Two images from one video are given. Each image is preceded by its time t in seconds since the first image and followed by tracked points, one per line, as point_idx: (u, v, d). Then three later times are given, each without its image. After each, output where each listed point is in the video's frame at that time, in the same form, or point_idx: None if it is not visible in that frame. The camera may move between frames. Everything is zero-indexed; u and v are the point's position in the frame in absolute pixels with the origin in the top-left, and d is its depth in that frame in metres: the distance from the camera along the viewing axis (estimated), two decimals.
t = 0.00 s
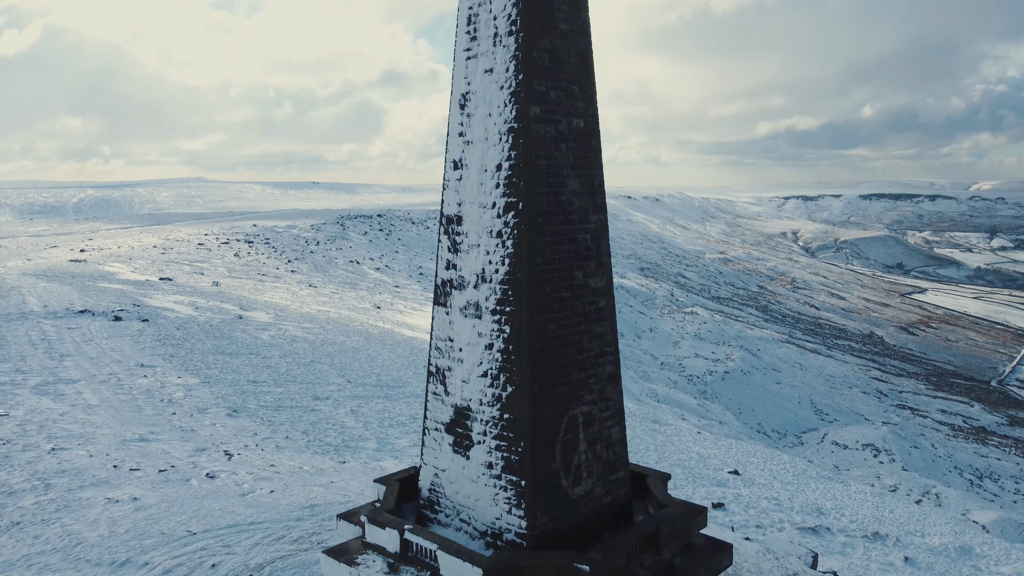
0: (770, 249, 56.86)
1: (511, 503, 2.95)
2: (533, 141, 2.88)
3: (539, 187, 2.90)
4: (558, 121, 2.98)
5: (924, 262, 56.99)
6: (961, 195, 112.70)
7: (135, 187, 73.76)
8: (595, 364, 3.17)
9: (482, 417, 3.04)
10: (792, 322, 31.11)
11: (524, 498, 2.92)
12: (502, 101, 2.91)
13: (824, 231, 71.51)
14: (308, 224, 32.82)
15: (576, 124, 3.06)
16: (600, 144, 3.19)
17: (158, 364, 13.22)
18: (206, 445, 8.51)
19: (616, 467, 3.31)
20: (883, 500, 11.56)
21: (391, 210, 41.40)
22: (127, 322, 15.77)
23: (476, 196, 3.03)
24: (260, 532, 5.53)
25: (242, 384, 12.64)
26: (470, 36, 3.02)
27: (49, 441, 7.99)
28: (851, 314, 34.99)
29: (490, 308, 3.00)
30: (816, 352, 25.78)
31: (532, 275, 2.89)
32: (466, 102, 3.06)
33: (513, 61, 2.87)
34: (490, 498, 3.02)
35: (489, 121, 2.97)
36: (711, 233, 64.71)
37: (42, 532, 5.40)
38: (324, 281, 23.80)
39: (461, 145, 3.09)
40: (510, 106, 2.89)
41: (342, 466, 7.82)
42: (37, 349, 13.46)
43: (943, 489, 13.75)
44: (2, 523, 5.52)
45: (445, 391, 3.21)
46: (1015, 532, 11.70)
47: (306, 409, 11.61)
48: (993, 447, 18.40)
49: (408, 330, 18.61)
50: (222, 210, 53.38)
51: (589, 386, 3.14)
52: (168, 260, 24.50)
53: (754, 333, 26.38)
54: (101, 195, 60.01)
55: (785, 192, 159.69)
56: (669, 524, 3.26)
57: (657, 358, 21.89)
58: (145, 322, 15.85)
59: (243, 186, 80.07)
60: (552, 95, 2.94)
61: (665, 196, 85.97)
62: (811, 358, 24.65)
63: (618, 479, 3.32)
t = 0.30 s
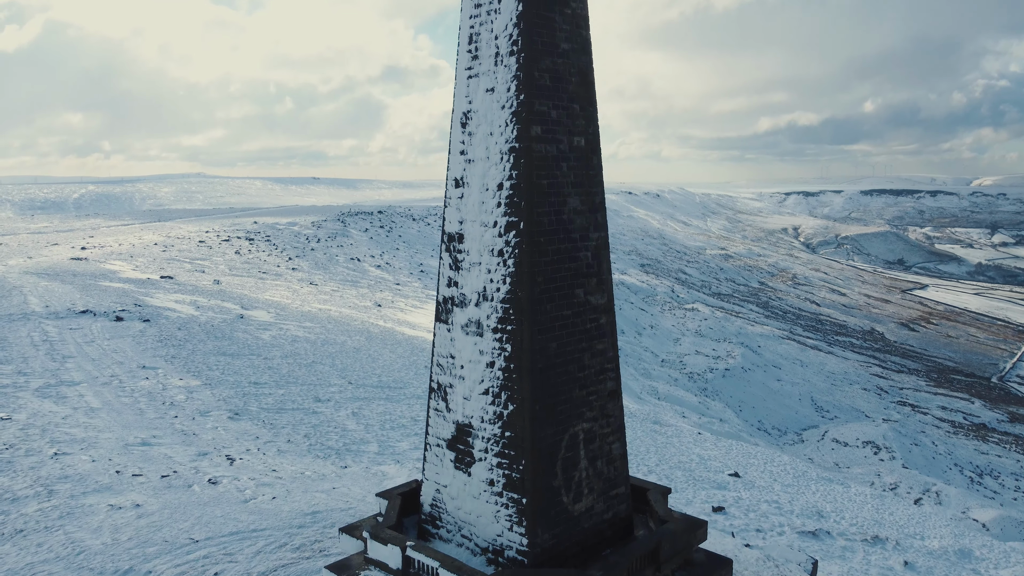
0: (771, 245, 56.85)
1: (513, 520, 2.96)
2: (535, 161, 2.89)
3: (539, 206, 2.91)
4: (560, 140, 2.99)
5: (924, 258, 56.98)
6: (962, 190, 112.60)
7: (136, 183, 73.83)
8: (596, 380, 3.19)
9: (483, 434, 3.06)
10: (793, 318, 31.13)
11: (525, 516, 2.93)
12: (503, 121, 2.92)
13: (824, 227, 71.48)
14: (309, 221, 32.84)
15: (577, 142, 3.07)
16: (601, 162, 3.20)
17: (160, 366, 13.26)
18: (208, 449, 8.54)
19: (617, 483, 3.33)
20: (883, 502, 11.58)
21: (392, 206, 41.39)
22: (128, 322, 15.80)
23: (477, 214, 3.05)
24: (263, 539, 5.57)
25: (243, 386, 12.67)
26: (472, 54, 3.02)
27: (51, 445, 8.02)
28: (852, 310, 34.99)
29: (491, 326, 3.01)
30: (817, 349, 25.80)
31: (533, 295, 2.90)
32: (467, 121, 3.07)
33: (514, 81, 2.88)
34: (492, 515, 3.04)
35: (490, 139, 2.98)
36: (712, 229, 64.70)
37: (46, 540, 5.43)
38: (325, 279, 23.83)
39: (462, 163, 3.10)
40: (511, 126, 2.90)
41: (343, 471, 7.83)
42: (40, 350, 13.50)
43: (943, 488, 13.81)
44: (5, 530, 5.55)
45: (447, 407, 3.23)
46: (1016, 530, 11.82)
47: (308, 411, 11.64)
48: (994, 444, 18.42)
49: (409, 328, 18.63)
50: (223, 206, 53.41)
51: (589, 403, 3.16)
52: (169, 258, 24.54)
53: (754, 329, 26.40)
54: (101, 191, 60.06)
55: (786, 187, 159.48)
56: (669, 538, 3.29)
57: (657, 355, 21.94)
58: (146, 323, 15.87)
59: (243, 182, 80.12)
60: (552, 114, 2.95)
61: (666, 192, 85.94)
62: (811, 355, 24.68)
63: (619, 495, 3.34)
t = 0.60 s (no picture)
0: (771, 240, 56.83)
1: (514, 536, 2.99)
2: (536, 180, 2.90)
3: (540, 225, 2.92)
4: (561, 158, 3.00)
5: (926, 253, 56.92)
6: (964, 185, 112.42)
7: (137, 178, 73.87)
8: (597, 396, 3.21)
9: (485, 450, 3.08)
10: (794, 313, 31.17)
11: (526, 533, 2.95)
12: (505, 139, 2.93)
13: (826, 222, 71.39)
14: (310, 217, 32.84)
15: (578, 160, 3.08)
16: (602, 179, 3.21)
17: (162, 366, 13.30)
18: (210, 453, 8.58)
19: (618, 497, 3.35)
20: (883, 502, 11.60)
21: (393, 202, 41.40)
22: (130, 322, 15.83)
23: (479, 232, 3.06)
24: (265, 546, 5.60)
25: (245, 386, 12.71)
26: (473, 73, 3.03)
27: (54, 449, 8.06)
28: (853, 306, 34.98)
29: (493, 343, 3.03)
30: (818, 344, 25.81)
31: (534, 313, 2.93)
32: (469, 138, 3.08)
33: (515, 100, 2.89)
34: (493, 530, 3.06)
35: (492, 158, 2.99)
36: (713, 224, 64.66)
37: (49, 547, 5.46)
38: (326, 276, 23.86)
39: (464, 181, 3.11)
40: (513, 144, 2.92)
41: (344, 474, 7.85)
42: (42, 350, 13.54)
43: (943, 485, 13.87)
44: (9, 536, 5.58)
45: (449, 423, 3.25)
46: (1015, 527, 12.06)
47: (309, 412, 11.67)
48: (994, 440, 18.44)
49: (410, 326, 18.65)
50: (224, 202, 53.48)
51: (590, 419, 3.18)
52: (170, 255, 24.56)
53: (755, 325, 26.43)
54: (102, 187, 60.08)
55: (787, 182, 159.09)
56: (668, 551, 3.32)
57: (658, 352, 21.99)
58: (148, 323, 15.90)
59: (244, 177, 80.14)
60: (554, 132, 2.97)
61: (667, 187, 85.87)
62: (812, 350, 24.70)
63: (620, 508, 3.36)
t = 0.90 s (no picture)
0: (772, 234, 56.80)
1: (515, 551, 3.01)
2: (537, 198, 2.91)
3: (541, 242, 2.94)
4: (561, 175, 3.01)
5: (927, 247, 56.88)
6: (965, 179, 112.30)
7: (137, 172, 73.83)
8: (597, 410, 3.23)
9: (486, 465, 3.10)
10: (795, 308, 31.19)
11: (527, 548, 2.98)
12: (506, 156, 2.94)
13: (827, 216, 71.29)
14: (311, 212, 32.83)
15: (579, 176, 3.09)
16: (603, 194, 3.22)
17: (163, 366, 13.33)
18: (212, 455, 8.61)
19: (618, 510, 3.37)
20: (883, 502, 11.62)
21: (393, 197, 41.38)
22: (131, 321, 15.86)
23: (480, 248, 3.07)
24: (267, 552, 5.63)
25: (246, 387, 12.74)
26: (475, 89, 3.04)
27: (57, 452, 8.09)
28: (854, 300, 34.99)
29: (494, 359, 3.04)
30: (818, 339, 25.83)
31: (535, 330, 2.94)
32: (470, 155, 3.08)
33: (516, 117, 2.90)
34: (494, 544, 3.09)
35: (493, 175, 3.00)
36: (714, 218, 64.61)
37: (53, 552, 5.49)
38: (327, 271, 23.88)
39: (465, 197, 3.12)
40: (514, 162, 2.92)
41: (346, 478, 7.87)
42: (43, 350, 13.57)
43: (943, 481, 13.96)
44: (14, 542, 5.61)
45: (450, 437, 3.27)
46: (1015, 523, 12.16)
47: (310, 413, 11.70)
48: (994, 435, 18.49)
49: (411, 323, 18.67)
50: (225, 196, 53.47)
51: (591, 433, 3.20)
52: (171, 251, 24.57)
53: (756, 320, 26.45)
54: (102, 181, 60.05)
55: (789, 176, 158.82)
56: (669, 563, 3.35)
57: (659, 347, 22.04)
58: (149, 322, 15.92)
59: (244, 171, 80.11)
60: (554, 150, 2.98)
61: (668, 181, 85.76)
62: (813, 345, 24.73)
63: (620, 522, 3.38)
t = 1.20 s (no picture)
0: (774, 228, 56.76)
1: (516, 565, 3.04)
2: (537, 215, 2.92)
3: (542, 258, 2.95)
4: (562, 192, 3.02)
5: (928, 241, 56.86)
6: (967, 173, 112.22)
7: (138, 166, 73.86)
8: (598, 424, 3.25)
9: (487, 479, 3.13)
10: (796, 302, 31.22)
11: (527, 562, 3.00)
12: (508, 173, 2.95)
13: (828, 210, 71.21)
14: (312, 207, 32.83)
15: (580, 192, 3.10)
16: (604, 209, 3.23)
17: (165, 366, 13.37)
18: (214, 457, 8.64)
19: (619, 522, 3.40)
20: (882, 502, 11.65)
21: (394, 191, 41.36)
22: (133, 319, 15.90)
23: (481, 263, 3.08)
24: (270, 556, 5.67)
25: (248, 386, 12.77)
26: (476, 106, 3.05)
27: (60, 454, 8.13)
28: (855, 294, 34.99)
29: (495, 374, 3.06)
30: (819, 334, 25.86)
31: (536, 346, 2.96)
32: (471, 171, 3.09)
33: (517, 135, 2.91)
34: (495, 558, 3.11)
35: (494, 191, 3.00)
36: (715, 212, 64.59)
37: (56, 557, 5.53)
38: (328, 267, 23.91)
39: (467, 213, 3.13)
40: (515, 178, 2.93)
41: (348, 480, 7.89)
42: (46, 349, 13.60)
43: (944, 477, 14.05)
44: (17, 547, 5.65)
45: (451, 450, 3.29)
46: (1014, 519, 12.21)
47: (312, 413, 11.75)
48: (995, 430, 18.53)
49: (413, 320, 18.69)
50: (226, 190, 53.47)
51: (592, 447, 3.22)
52: (172, 247, 24.59)
53: (757, 314, 26.47)
54: (103, 175, 60.12)
55: (790, 170, 158.43)
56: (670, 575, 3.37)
57: (660, 343, 22.08)
58: (151, 320, 15.95)
59: (246, 165, 80.17)
60: (555, 166, 2.98)
61: (669, 174, 85.65)
62: (814, 340, 24.76)
63: (621, 533, 3.40)
